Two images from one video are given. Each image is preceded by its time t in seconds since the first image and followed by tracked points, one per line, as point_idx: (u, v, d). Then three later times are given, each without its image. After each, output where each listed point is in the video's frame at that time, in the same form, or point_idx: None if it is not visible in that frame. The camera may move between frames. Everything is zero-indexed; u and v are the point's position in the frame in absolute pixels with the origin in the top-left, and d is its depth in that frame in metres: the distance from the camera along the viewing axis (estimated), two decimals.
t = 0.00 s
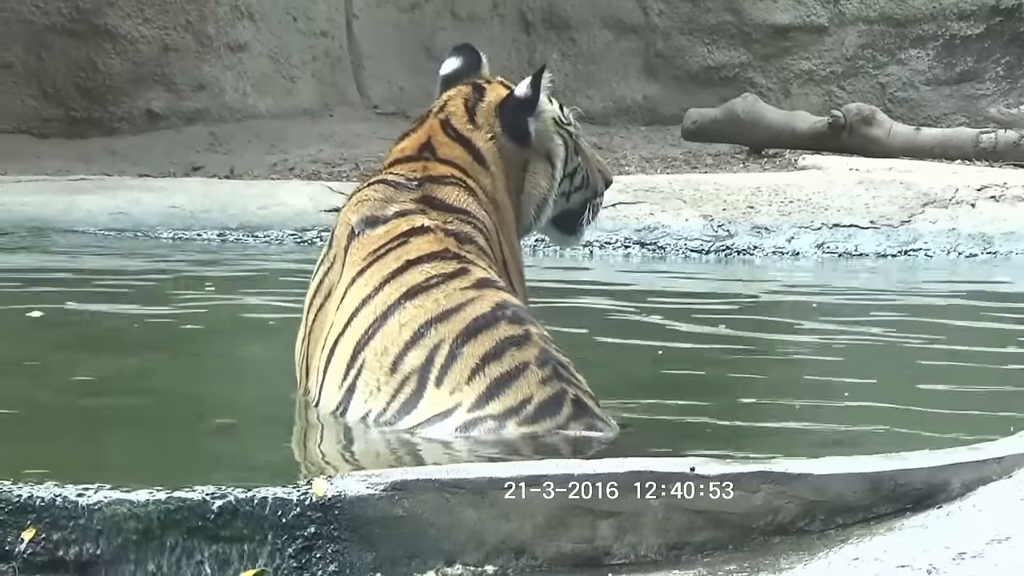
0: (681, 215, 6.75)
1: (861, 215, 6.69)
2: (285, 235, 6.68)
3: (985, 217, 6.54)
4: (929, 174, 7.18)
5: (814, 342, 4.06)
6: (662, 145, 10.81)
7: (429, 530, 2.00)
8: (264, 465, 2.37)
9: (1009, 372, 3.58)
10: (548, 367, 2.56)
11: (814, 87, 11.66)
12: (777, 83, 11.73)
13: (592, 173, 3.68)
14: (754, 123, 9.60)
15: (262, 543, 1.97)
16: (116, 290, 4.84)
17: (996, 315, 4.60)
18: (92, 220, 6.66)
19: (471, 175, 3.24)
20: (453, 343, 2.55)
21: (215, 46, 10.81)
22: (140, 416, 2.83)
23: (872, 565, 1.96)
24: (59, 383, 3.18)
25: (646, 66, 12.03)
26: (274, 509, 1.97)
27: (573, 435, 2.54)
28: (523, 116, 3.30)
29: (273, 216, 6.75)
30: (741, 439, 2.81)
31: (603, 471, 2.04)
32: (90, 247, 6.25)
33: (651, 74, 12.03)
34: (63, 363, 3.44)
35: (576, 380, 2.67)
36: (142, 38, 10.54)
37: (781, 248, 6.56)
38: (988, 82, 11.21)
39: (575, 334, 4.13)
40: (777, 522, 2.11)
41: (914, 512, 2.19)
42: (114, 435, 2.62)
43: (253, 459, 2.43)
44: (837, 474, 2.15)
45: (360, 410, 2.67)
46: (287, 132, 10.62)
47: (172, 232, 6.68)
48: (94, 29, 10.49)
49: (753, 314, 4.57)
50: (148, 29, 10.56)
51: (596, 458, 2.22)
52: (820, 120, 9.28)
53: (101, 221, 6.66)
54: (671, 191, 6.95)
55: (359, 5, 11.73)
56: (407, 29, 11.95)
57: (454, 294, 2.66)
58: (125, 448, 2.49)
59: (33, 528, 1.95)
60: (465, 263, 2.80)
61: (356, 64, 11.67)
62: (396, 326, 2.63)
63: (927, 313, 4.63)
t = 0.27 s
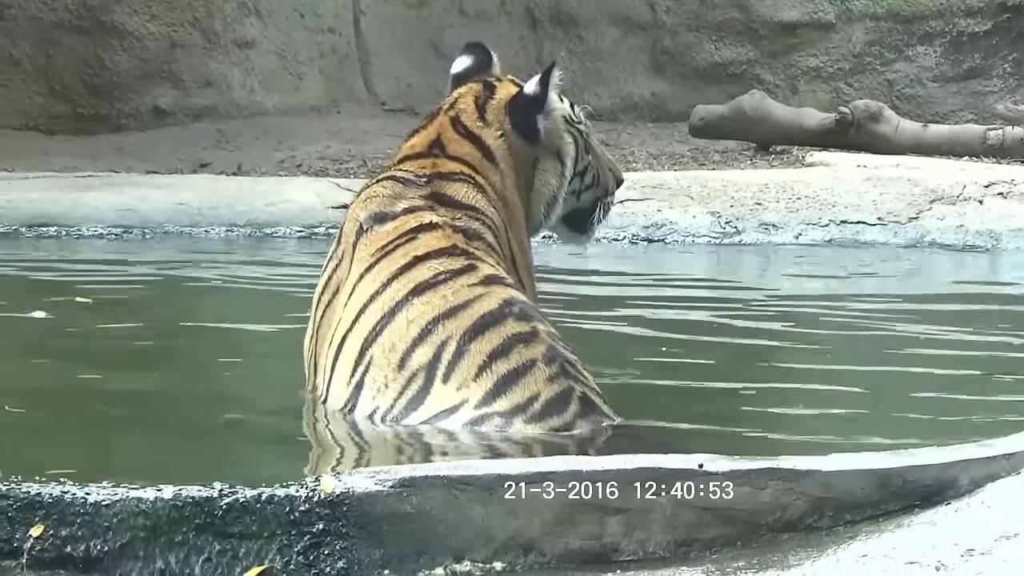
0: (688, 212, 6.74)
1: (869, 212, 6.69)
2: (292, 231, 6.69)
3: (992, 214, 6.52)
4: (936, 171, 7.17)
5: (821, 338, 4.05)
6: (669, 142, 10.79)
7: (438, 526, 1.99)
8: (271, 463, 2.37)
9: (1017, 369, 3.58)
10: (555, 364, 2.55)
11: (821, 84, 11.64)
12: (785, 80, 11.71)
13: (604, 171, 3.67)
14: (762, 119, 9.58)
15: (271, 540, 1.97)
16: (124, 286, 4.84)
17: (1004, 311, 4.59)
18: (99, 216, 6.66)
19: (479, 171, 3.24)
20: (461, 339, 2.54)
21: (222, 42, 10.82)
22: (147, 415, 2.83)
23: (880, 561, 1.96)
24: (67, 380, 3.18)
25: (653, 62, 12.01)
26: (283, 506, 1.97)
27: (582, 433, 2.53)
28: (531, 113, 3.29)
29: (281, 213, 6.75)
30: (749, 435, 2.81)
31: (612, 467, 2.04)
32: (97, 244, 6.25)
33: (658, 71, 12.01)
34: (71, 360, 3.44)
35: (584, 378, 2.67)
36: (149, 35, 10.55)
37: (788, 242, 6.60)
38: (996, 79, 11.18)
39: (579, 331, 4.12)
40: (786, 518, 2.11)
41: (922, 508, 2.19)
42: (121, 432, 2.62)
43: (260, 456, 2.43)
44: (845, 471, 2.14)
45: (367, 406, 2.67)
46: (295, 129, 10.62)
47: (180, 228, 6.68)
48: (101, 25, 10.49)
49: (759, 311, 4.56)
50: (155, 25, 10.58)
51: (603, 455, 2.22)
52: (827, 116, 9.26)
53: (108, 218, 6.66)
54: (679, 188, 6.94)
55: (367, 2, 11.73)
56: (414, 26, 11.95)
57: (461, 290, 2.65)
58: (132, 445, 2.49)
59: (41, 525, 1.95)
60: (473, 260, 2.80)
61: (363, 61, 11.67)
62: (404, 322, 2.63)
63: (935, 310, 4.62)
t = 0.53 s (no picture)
0: (697, 208, 6.76)
1: (877, 208, 6.68)
2: (301, 227, 6.69)
3: (1001, 210, 6.50)
4: (945, 167, 7.16)
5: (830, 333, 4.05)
6: (677, 138, 10.78)
7: (446, 523, 1.99)
8: (280, 460, 2.36)
9: None
10: (563, 360, 2.55)
11: (830, 80, 11.62)
12: (793, 76, 11.69)
13: (616, 170, 3.66)
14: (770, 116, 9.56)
15: (279, 536, 1.97)
16: (132, 283, 4.84)
17: (1013, 307, 4.57)
18: (107, 212, 6.66)
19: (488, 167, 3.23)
20: (468, 335, 2.54)
21: (231, 38, 10.82)
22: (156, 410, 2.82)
23: (889, 557, 1.96)
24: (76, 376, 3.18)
25: (661, 58, 12.00)
26: (291, 502, 1.97)
27: (594, 426, 2.51)
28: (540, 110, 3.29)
29: (289, 209, 6.75)
30: (756, 431, 2.81)
31: (621, 463, 2.04)
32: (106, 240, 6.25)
33: (666, 67, 12.00)
34: (79, 356, 3.44)
35: (591, 374, 2.65)
36: (158, 31, 10.55)
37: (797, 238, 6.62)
38: (1004, 75, 11.17)
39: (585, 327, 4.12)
40: (794, 515, 2.11)
41: (931, 505, 2.19)
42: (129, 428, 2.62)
43: (268, 452, 2.43)
44: (853, 468, 2.14)
45: (375, 402, 2.67)
46: (303, 125, 10.62)
47: (188, 225, 6.68)
48: (109, 21, 10.48)
49: (767, 306, 4.56)
50: (164, 21, 10.57)
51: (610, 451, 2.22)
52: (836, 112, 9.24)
53: (117, 214, 6.66)
54: (687, 184, 6.94)
55: None
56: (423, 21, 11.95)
57: (469, 286, 2.65)
58: (140, 440, 2.49)
59: (50, 520, 1.96)
60: (481, 256, 2.80)
61: (372, 57, 11.67)
62: (412, 318, 2.63)
63: (943, 306, 4.61)
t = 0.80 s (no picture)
0: (708, 204, 6.73)
1: (888, 204, 6.66)
2: (312, 223, 6.69)
3: (1012, 206, 6.49)
4: (956, 163, 7.14)
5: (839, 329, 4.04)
6: (688, 134, 10.75)
7: (457, 519, 1.99)
8: (289, 455, 2.36)
9: None
10: (572, 357, 2.55)
11: (840, 76, 11.60)
12: (804, 72, 11.68)
13: (631, 177, 3.65)
14: (779, 112, 9.54)
15: (290, 532, 1.97)
16: (143, 279, 4.84)
17: None
18: (118, 208, 6.67)
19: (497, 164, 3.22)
20: (477, 332, 2.54)
21: (241, 34, 10.83)
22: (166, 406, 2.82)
23: (900, 553, 1.95)
24: (86, 372, 3.18)
25: (672, 55, 11.97)
26: (302, 498, 1.97)
27: (598, 423, 2.53)
28: (547, 118, 3.27)
29: (300, 205, 6.75)
30: (767, 427, 2.79)
31: (632, 459, 2.03)
32: (116, 236, 6.26)
33: (677, 63, 11.98)
34: (90, 352, 3.44)
35: (601, 372, 2.65)
36: (168, 27, 10.57)
37: (808, 234, 6.60)
38: (1015, 71, 11.08)
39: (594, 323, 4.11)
40: (806, 511, 2.10)
41: (943, 500, 2.18)
42: (139, 424, 2.62)
43: (278, 448, 2.42)
44: (865, 464, 2.13)
45: (382, 398, 2.66)
46: (313, 121, 10.63)
47: (198, 221, 6.69)
48: (120, 17, 10.50)
49: (778, 302, 4.56)
50: (174, 17, 10.59)
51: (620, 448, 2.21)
52: (846, 109, 9.23)
53: (127, 210, 6.67)
54: (698, 180, 6.92)
55: None
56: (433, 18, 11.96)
57: (477, 283, 2.65)
58: (151, 435, 2.49)
59: (61, 517, 1.96)
60: (489, 253, 2.79)
61: (382, 53, 11.67)
62: (420, 314, 2.63)
63: (955, 302, 4.59)
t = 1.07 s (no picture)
0: (715, 191, 6.71)
1: (896, 191, 6.64)
2: (319, 210, 6.70)
3: (1019, 193, 6.48)
4: (963, 150, 7.12)
5: (845, 316, 4.04)
6: (695, 122, 10.73)
7: (465, 506, 1.99)
8: (297, 440, 2.36)
9: None
10: (577, 344, 2.55)
11: (848, 64, 11.56)
12: (811, 59, 11.65)
13: (645, 168, 3.59)
14: (788, 99, 9.52)
15: (297, 519, 1.97)
16: (150, 266, 4.85)
17: None
18: (126, 195, 6.67)
19: (502, 151, 3.21)
20: (482, 321, 2.54)
21: (249, 22, 10.82)
22: (173, 390, 2.83)
23: (907, 540, 1.95)
24: (95, 357, 3.19)
25: (680, 42, 11.93)
26: (309, 485, 1.97)
27: (606, 406, 2.54)
28: (554, 105, 3.24)
29: (307, 192, 6.76)
30: (771, 413, 2.79)
31: (640, 446, 2.03)
32: (124, 224, 6.26)
33: (685, 50, 11.93)
34: (98, 336, 3.46)
35: (606, 357, 2.65)
36: (176, 14, 10.53)
37: (815, 221, 6.58)
38: None
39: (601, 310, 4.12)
40: (813, 498, 2.10)
41: (950, 487, 2.17)
42: (147, 408, 2.63)
43: (286, 433, 2.43)
44: (872, 451, 2.13)
45: (388, 386, 2.67)
46: (321, 108, 10.62)
47: (206, 208, 6.69)
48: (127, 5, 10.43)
49: (786, 289, 4.55)
50: (182, 4, 10.55)
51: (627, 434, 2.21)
52: (854, 96, 9.20)
53: (135, 197, 6.67)
54: (705, 167, 6.90)
55: None
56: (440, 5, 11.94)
57: (481, 272, 2.64)
58: (159, 420, 2.50)
59: (68, 504, 1.97)
60: (493, 242, 2.79)
61: (390, 40, 11.66)
62: (424, 304, 2.63)
63: (961, 289, 4.59)
